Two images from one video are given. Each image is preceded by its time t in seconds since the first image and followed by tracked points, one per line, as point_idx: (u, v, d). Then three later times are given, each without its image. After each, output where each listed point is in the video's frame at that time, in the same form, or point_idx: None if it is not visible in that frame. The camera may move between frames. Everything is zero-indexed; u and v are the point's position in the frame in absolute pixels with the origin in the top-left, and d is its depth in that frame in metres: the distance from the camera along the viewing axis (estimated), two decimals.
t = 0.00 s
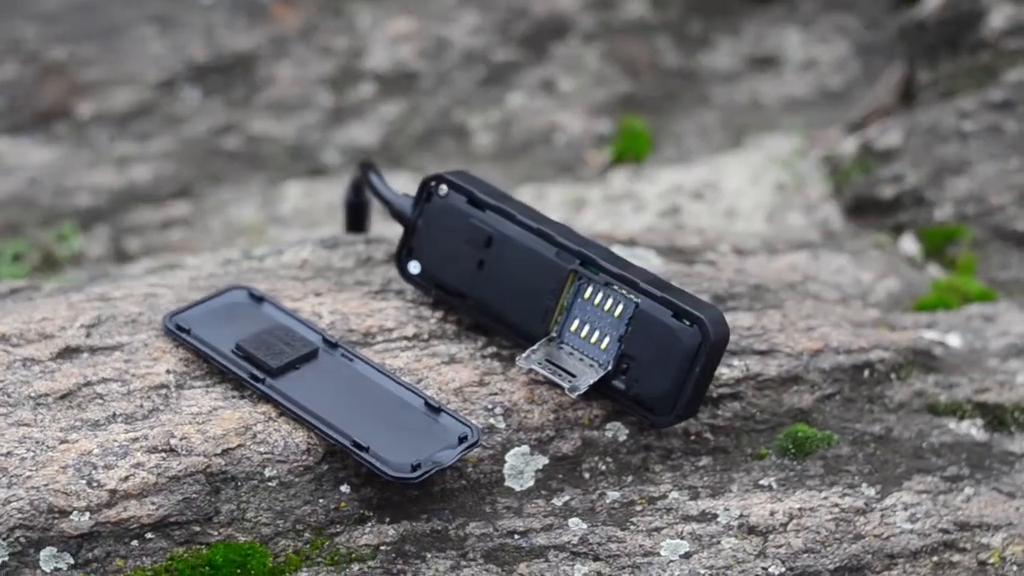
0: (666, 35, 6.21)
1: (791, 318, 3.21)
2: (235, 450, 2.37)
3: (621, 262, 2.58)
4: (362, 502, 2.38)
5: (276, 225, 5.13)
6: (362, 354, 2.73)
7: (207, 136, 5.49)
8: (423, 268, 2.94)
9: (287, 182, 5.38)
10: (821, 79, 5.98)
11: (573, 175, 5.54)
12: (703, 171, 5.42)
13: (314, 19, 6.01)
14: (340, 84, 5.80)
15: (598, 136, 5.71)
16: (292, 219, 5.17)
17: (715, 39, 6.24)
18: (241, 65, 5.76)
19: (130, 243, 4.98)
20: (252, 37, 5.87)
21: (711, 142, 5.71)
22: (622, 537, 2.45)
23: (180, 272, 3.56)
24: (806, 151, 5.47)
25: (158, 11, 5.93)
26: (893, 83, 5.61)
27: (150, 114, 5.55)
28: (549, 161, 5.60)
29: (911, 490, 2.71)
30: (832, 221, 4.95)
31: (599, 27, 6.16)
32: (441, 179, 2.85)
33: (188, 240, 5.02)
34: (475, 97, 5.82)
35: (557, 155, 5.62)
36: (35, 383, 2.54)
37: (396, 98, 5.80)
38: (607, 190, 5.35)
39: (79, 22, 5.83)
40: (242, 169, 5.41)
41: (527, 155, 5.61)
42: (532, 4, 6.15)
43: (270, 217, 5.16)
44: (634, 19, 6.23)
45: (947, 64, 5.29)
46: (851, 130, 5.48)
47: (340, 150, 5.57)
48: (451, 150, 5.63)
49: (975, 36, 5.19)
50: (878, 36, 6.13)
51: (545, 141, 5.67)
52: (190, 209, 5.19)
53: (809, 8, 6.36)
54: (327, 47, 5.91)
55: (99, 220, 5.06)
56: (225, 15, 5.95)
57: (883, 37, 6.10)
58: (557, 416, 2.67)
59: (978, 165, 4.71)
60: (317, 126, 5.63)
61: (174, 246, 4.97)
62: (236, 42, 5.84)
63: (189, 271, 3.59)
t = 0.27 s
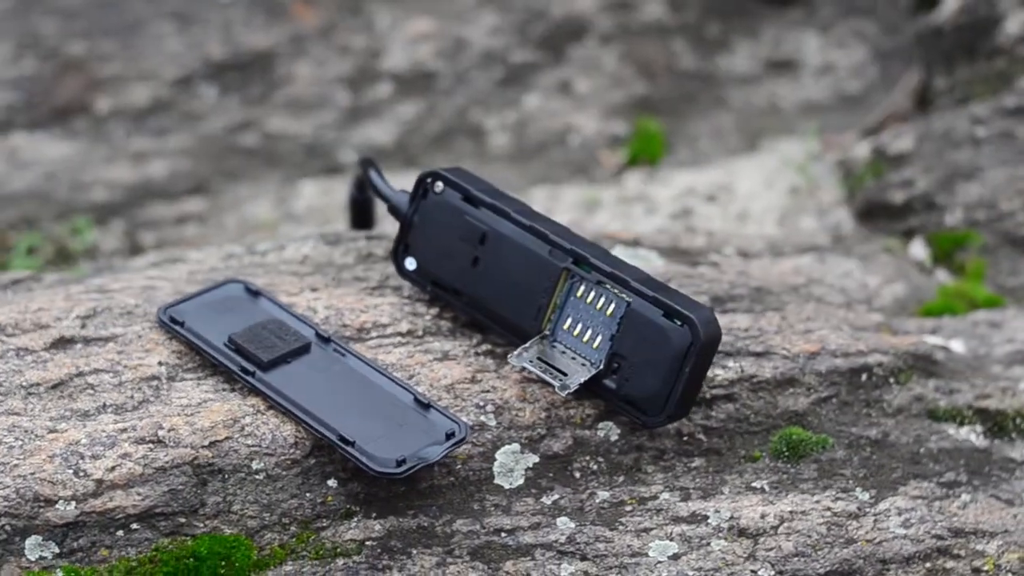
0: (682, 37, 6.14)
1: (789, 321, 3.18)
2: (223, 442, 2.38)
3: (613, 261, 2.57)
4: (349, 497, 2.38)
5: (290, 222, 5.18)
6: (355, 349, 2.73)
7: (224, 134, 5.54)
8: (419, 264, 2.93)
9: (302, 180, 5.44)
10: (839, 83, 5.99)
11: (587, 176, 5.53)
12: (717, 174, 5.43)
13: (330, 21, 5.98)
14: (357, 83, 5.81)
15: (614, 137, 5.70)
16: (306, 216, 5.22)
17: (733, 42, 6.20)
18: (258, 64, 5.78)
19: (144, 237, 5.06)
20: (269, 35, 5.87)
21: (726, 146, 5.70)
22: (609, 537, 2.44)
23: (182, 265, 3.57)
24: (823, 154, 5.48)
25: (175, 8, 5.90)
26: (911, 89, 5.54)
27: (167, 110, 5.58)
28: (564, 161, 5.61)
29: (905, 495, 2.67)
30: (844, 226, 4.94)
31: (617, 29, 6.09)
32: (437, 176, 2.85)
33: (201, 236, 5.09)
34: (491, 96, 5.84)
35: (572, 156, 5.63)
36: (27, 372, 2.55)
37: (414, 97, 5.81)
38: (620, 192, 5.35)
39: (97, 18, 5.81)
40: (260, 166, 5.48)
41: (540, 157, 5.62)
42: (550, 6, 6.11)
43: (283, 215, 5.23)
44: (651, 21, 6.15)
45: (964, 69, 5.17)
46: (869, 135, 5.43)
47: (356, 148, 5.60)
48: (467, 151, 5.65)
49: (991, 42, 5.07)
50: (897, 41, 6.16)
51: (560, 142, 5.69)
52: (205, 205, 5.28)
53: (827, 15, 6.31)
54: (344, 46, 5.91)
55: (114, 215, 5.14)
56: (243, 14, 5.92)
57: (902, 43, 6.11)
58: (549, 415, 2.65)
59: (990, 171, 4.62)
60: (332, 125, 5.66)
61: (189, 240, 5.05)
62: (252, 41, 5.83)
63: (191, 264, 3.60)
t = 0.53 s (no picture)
0: (699, 41, 6.08)
1: (786, 325, 3.14)
2: (210, 437, 2.37)
3: (606, 261, 2.55)
4: (336, 494, 2.37)
5: (300, 222, 5.20)
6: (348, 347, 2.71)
7: (238, 133, 5.58)
8: (415, 263, 2.92)
9: (314, 180, 5.45)
10: (855, 88, 5.93)
11: (597, 180, 5.50)
12: (729, 179, 5.40)
13: (346, 21, 5.94)
14: (370, 83, 5.80)
15: (626, 141, 5.69)
16: (316, 216, 5.22)
17: (749, 46, 6.12)
18: (273, 66, 5.77)
19: (154, 235, 5.13)
20: (282, 36, 5.83)
21: (738, 149, 5.68)
22: (597, 539, 2.41)
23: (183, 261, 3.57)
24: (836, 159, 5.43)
25: (193, 8, 5.88)
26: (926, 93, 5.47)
27: (182, 110, 5.63)
28: (575, 164, 5.58)
29: (901, 501, 2.64)
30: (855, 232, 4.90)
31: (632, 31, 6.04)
32: (433, 174, 2.83)
33: (211, 235, 5.14)
34: (504, 99, 5.84)
35: (582, 160, 5.61)
36: (18, 364, 2.56)
37: (426, 100, 5.81)
38: (631, 195, 5.32)
39: (114, 14, 5.81)
40: (272, 166, 5.51)
41: (552, 159, 5.61)
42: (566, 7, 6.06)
43: (293, 214, 5.24)
44: (668, 25, 6.08)
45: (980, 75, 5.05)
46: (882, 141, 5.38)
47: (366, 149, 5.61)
48: (477, 153, 5.66)
49: (1007, 47, 4.95)
50: (914, 48, 6.01)
51: (572, 144, 5.67)
52: (216, 204, 5.32)
53: (843, 20, 6.18)
54: (359, 46, 5.88)
55: (125, 214, 5.22)
56: (259, 14, 5.87)
57: (920, 48, 5.97)
58: (540, 415, 2.63)
59: (1001, 176, 4.55)
60: (345, 125, 5.68)
61: (198, 239, 5.10)
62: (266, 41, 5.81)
63: (192, 260, 3.60)
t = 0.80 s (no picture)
0: (713, 46, 6.13)
1: (784, 328, 3.11)
2: (197, 435, 2.37)
3: (600, 261, 2.53)
4: (322, 493, 2.35)
5: (311, 225, 5.11)
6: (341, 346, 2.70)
7: (251, 135, 5.54)
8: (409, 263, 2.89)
9: (328, 184, 5.36)
10: (872, 94, 5.87)
11: (610, 185, 5.39)
12: (744, 185, 5.32)
13: (362, 23, 6.06)
14: (385, 87, 5.80)
15: (642, 145, 5.59)
16: (327, 219, 5.14)
17: (765, 53, 6.13)
18: (288, 69, 5.80)
19: (165, 236, 5.07)
20: (298, 38, 5.92)
21: (752, 155, 5.58)
22: (586, 543, 2.39)
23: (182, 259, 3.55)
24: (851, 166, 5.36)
25: (209, 10, 6.00)
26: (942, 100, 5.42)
27: (194, 111, 5.61)
28: (588, 171, 5.48)
29: (897, 509, 2.60)
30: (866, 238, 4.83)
31: (647, 36, 6.09)
32: (429, 173, 2.81)
33: (221, 236, 5.05)
34: (519, 104, 5.80)
35: (594, 166, 5.50)
36: (10, 359, 2.56)
37: (439, 103, 5.78)
38: (643, 201, 5.26)
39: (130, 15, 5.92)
40: (284, 168, 5.44)
41: (564, 164, 5.52)
42: (580, 13, 6.17)
43: (305, 218, 5.16)
44: (681, 29, 6.16)
45: (997, 81, 5.05)
46: (898, 147, 5.32)
47: (381, 153, 5.55)
48: (491, 156, 5.56)
49: None
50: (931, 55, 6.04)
51: (585, 148, 5.59)
52: (227, 207, 5.23)
53: (859, 27, 6.26)
54: (373, 50, 5.93)
55: (135, 215, 5.17)
56: (275, 16, 6.02)
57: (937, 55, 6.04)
58: (531, 417, 2.60)
59: (1013, 183, 4.48)
60: (359, 128, 5.63)
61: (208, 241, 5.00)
62: (281, 43, 5.89)
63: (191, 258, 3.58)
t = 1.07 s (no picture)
0: (727, 49, 6.04)
1: (785, 332, 3.09)
2: (183, 433, 2.37)
3: (594, 262, 2.50)
4: (308, 493, 2.33)
5: (318, 226, 5.13)
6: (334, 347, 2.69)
7: (260, 136, 5.55)
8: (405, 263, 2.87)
9: (336, 185, 5.35)
10: (888, 100, 5.81)
11: (620, 189, 5.38)
12: (754, 189, 5.27)
13: (373, 26, 6.03)
14: (396, 89, 5.80)
15: (652, 150, 5.56)
16: (335, 220, 5.15)
17: (780, 56, 6.09)
18: (299, 69, 5.82)
19: (172, 235, 5.07)
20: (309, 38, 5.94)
21: (764, 160, 5.53)
22: (574, 547, 2.34)
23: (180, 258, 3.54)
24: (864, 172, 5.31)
25: (220, 11, 5.99)
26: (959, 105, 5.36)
27: (205, 112, 5.61)
28: (598, 175, 5.47)
29: (895, 518, 2.54)
30: (876, 244, 4.78)
31: (660, 39, 6.01)
32: (425, 172, 2.79)
33: (229, 236, 5.05)
34: (531, 105, 5.77)
35: (606, 170, 5.49)
36: None
37: (450, 105, 5.75)
38: (652, 205, 5.23)
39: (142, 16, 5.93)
40: (293, 170, 5.44)
41: (574, 168, 5.50)
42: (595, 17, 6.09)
43: (312, 219, 5.17)
44: (696, 33, 6.06)
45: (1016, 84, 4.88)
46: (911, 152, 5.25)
47: (390, 154, 5.53)
48: (501, 159, 5.54)
49: None
50: (952, 59, 5.92)
51: (594, 152, 5.56)
52: (236, 208, 5.23)
53: (877, 31, 6.19)
54: (385, 51, 5.93)
55: (144, 214, 5.17)
56: (286, 17, 6.01)
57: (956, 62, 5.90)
58: (523, 419, 2.59)
59: None
60: (370, 130, 5.62)
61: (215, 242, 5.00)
62: (292, 44, 5.90)
63: (189, 258, 3.57)
